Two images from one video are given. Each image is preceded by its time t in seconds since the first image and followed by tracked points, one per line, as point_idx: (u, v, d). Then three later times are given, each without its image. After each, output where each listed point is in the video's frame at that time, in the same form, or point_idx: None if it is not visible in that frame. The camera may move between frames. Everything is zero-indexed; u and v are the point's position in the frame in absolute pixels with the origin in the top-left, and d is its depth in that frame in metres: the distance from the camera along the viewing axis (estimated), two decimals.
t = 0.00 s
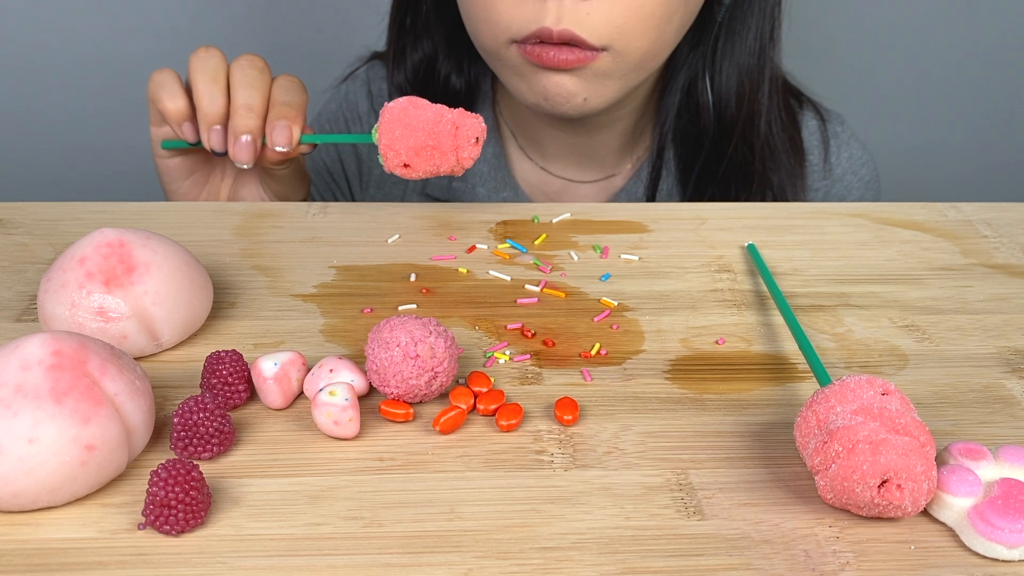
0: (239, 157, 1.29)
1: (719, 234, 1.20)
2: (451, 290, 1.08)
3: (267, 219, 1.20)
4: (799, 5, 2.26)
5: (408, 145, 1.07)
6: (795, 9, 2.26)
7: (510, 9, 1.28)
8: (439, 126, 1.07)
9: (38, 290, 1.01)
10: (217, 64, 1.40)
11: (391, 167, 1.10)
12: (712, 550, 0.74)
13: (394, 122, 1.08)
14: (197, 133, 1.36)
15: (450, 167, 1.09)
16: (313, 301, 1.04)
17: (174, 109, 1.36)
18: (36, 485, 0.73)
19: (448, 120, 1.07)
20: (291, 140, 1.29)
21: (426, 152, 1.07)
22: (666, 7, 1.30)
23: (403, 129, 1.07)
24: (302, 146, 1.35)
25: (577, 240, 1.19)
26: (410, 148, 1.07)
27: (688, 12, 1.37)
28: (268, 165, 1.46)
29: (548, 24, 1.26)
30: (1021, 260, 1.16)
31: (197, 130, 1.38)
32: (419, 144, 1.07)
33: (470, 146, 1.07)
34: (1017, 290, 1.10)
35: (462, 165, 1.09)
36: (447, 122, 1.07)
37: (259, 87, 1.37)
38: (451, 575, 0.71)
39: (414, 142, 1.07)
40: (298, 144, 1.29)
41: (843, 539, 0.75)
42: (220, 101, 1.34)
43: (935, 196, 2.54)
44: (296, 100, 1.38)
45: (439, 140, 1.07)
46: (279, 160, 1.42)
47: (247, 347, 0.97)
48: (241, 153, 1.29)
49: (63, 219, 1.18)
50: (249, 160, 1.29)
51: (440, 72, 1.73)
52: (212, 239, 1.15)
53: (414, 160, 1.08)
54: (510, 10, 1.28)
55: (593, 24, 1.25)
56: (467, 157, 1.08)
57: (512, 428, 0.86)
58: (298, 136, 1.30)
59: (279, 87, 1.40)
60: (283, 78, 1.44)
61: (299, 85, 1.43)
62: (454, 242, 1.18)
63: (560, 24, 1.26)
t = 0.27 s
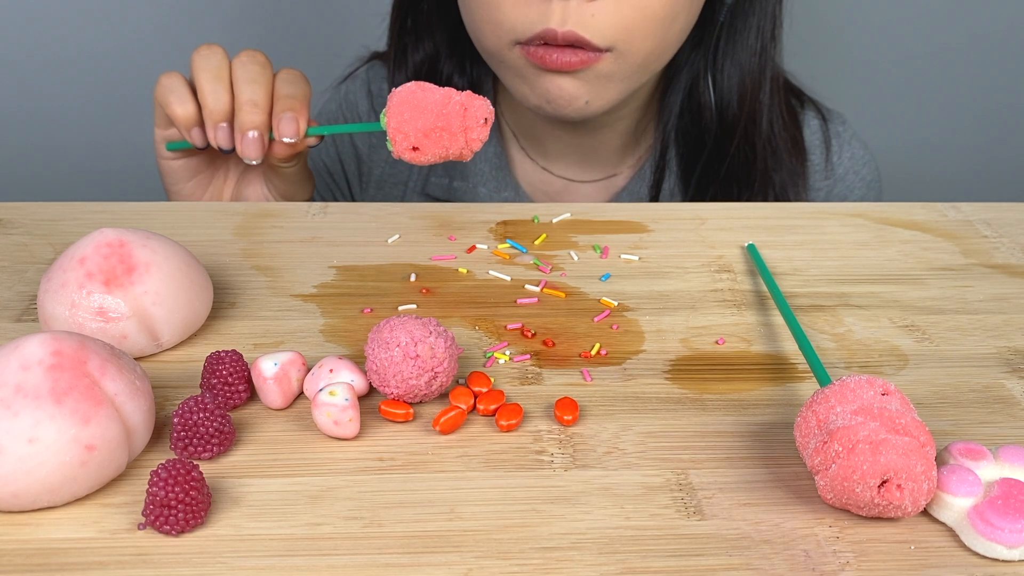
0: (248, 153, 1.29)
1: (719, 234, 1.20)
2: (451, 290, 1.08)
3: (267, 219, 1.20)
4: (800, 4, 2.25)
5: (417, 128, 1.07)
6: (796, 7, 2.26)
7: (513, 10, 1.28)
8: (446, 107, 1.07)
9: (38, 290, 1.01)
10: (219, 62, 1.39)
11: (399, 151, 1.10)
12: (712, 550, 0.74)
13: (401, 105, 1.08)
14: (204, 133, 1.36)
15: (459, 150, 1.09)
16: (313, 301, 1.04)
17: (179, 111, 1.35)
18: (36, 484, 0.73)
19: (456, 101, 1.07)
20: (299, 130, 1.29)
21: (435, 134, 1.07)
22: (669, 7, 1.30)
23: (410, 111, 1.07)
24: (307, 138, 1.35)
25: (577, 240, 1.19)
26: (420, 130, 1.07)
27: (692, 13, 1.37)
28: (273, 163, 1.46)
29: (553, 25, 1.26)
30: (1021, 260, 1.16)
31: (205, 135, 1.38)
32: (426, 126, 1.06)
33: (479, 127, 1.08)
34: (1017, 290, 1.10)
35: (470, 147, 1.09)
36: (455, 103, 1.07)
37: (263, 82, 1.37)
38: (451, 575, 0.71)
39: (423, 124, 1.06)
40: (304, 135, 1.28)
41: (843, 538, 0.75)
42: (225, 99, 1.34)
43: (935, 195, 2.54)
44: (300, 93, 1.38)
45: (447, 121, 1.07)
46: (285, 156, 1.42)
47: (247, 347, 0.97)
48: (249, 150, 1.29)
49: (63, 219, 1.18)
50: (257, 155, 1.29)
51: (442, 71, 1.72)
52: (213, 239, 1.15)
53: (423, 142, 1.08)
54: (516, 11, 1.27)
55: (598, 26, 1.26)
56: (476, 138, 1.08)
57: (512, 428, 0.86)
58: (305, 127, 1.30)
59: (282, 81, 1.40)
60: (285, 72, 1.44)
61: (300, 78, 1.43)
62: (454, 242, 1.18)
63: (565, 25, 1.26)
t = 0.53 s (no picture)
0: (249, 152, 1.30)
1: (719, 234, 1.20)
2: (451, 290, 1.08)
3: (267, 219, 1.20)
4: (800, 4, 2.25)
5: (415, 117, 1.07)
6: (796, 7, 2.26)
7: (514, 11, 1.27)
8: (444, 94, 1.07)
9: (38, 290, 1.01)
10: (215, 63, 1.39)
11: (399, 142, 1.10)
12: (712, 550, 0.74)
13: (399, 95, 1.08)
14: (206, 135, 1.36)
15: (459, 137, 1.09)
16: (313, 301, 1.04)
17: (179, 114, 1.35)
18: (36, 484, 0.73)
19: (454, 88, 1.07)
20: (298, 124, 1.30)
21: (434, 122, 1.07)
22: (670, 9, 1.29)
23: (409, 101, 1.07)
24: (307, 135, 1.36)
25: (577, 240, 1.19)
26: (418, 119, 1.07)
27: (693, 13, 1.37)
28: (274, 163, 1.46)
29: (553, 33, 1.26)
30: (1021, 260, 1.16)
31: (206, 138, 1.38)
32: (425, 115, 1.07)
33: (477, 112, 1.07)
34: (1017, 290, 1.10)
35: (470, 134, 1.09)
36: (453, 90, 1.07)
37: (260, 80, 1.37)
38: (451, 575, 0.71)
39: (422, 113, 1.06)
40: (304, 126, 1.30)
41: (843, 538, 0.75)
42: (223, 99, 1.34)
43: (934, 195, 2.54)
44: (298, 88, 1.39)
45: (445, 108, 1.07)
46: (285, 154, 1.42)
47: (247, 347, 0.97)
48: (250, 149, 1.30)
49: (63, 219, 1.18)
50: (259, 155, 1.30)
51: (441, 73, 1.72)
52: (213, 239, 1.15)
53: (423, 132, 1.08)
54: (516, 18, 1.27)
55: (599, 30, 1.25)
56: (476, 124, 1.08)
57: (512, 428, 0.86)
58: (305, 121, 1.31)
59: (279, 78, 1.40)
60: (282, 67, 1.44)
61: (299, 73, 1.43)
62: (454, 242, 1.18)
63: (565, 32, 1.26)
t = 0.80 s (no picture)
0: (246, 153, 1.29)
1: (719, 234, 1.20)
2: (451, 290, 1.08)
3: (267, 219, 1.20)
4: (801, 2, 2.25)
5: (410, 112, 1.07)
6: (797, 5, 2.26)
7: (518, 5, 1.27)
8: (439, 89, 1.07)
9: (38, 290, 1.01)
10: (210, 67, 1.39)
11: (394, 138, 1.10)
12: (712, 550, 0.74)
13: (394, 91, 1.08)
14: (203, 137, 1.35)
15: (455, 133, 1.09)
16: (313, 301, 1.04)
17: (177, 119, 1.35)
18: (36, 484, 0.73)
19: (449, 83, 1.07)
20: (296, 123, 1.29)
21: (429, 117, 1.07)
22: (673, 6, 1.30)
23: (404, 96, 1.07)
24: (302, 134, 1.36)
25: (577, 240, 1.19)
26: (413, 115, 1.07)
27: (695, 9, 1.37)
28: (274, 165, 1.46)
29: (560, 28, 1.26)
30: (1021, 260, 1.16)
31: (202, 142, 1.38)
32: (420, 109, 1.07)
33: (472, 107, 1.07)
34: (1017, 290, 1.10)
35: (466, 130, 1.09)
36: (448, 86, 1.07)
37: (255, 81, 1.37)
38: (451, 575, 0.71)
39: (417, 107, 1.06)
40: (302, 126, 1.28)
41: (843, 538, 0.75)
42: (218, 100, 1.34)
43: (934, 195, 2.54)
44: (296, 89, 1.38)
45: (440, 103, 1.07)
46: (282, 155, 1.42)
47: (247, 347, 0.97)
48: (246, 150, 1.29)
49: (63, 219, 1.18)
50: (255, 155, 1.30)
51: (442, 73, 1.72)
52: (213, 239, 1.15)
53: (418, 127, 1.08)
54: (522, 12, 1.27)
55: (601, 23, 1.25)
56: (470, 119, 1.08)
57: (512, 428, 0.86)
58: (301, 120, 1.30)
59: (276, 79, 1.40)
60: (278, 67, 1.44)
61: (297, 72, 1.44)
62: (454, 242, 1.18)
63: (571, 27, 1.26)
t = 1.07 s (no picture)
0: (245, 159, 1.29)
1: (719, 234, 1.20)
2: (451, 290, 1.08)
3: (267, 219, 1.20)
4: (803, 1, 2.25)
5: (403, 107, 1.07)
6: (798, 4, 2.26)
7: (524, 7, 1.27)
8: (431, 83, 1.07)
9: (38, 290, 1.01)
10: (205, 72, 1.38)
11: (387, 135, 1.09)
12: (712, 550, 0.74)
13: (386, 88, 1.08)
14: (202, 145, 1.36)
15: (448, 128, 1.09)
16: (313, 301, 1.04)
17: (175, 128, 1.35)
18: (36, 484, 0.73)
19: (441, 77, 1.07)
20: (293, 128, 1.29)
21: (423, 112, 1.07)
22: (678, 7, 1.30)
23: (396, 92, 1.07)
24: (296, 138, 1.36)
25: (577, 240, 1.19)
26: (406, 109, 1.07)
27: (699, 8, 1.37)
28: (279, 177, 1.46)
29: (568, 27, 1.26)
30: (1021, 260, 1.16)
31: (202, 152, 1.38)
32: (413, 104, 1.06)
33: (465, 99, 1.08)
34: (1017, 290, 1.10)
35: (460, 123, 1.09)
36: (441, 79, 1.07)
37: (250, 86, 1.36)
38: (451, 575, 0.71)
39: (410, 102, 1.06)
40: (297, 131, 1.30)
41: (843, 538, 0.75)
42: (214, 107, 1.34)
43: (934, 194, 2.54)
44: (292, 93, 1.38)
45: (433, 97, 1.07)
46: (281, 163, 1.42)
47: (247, 347, 0.97)
48: (244, 155, 1.29)
49: (63, 219, 1.18)
50: (254, 162, 1.30)
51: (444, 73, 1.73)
52: (213, 239, 1.15)
53: (411, 122, 1.08)
54: (529, 14, 1.27)
55: (606, 24, 1.26)
56: (464, 112, 1.09)
57: (512, 428, 0.86)
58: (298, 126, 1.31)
59: (271, 82, 1.40)
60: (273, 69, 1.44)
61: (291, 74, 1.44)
62: (454, 242, 1.18)
63: (578, 26, 1.26)
